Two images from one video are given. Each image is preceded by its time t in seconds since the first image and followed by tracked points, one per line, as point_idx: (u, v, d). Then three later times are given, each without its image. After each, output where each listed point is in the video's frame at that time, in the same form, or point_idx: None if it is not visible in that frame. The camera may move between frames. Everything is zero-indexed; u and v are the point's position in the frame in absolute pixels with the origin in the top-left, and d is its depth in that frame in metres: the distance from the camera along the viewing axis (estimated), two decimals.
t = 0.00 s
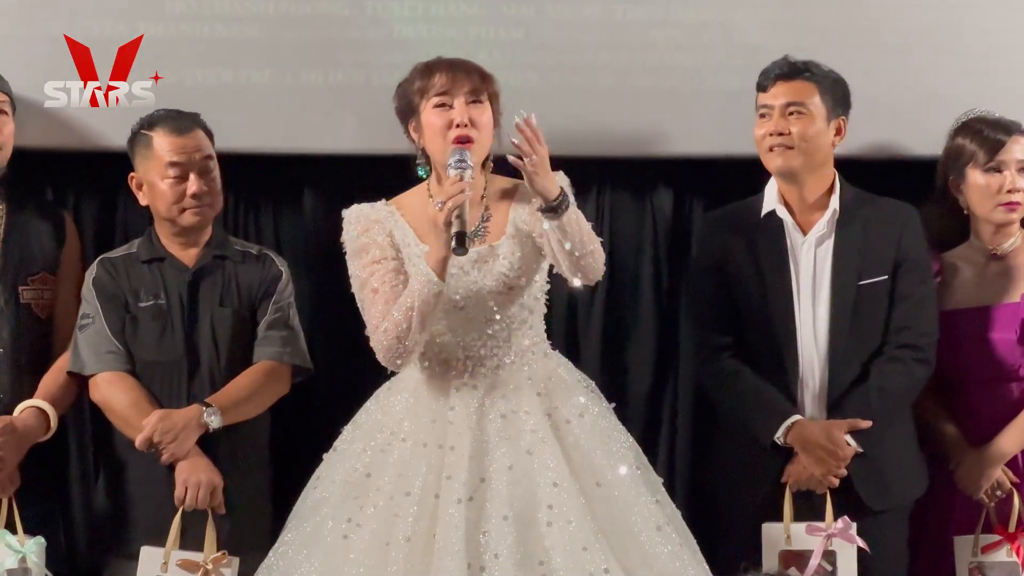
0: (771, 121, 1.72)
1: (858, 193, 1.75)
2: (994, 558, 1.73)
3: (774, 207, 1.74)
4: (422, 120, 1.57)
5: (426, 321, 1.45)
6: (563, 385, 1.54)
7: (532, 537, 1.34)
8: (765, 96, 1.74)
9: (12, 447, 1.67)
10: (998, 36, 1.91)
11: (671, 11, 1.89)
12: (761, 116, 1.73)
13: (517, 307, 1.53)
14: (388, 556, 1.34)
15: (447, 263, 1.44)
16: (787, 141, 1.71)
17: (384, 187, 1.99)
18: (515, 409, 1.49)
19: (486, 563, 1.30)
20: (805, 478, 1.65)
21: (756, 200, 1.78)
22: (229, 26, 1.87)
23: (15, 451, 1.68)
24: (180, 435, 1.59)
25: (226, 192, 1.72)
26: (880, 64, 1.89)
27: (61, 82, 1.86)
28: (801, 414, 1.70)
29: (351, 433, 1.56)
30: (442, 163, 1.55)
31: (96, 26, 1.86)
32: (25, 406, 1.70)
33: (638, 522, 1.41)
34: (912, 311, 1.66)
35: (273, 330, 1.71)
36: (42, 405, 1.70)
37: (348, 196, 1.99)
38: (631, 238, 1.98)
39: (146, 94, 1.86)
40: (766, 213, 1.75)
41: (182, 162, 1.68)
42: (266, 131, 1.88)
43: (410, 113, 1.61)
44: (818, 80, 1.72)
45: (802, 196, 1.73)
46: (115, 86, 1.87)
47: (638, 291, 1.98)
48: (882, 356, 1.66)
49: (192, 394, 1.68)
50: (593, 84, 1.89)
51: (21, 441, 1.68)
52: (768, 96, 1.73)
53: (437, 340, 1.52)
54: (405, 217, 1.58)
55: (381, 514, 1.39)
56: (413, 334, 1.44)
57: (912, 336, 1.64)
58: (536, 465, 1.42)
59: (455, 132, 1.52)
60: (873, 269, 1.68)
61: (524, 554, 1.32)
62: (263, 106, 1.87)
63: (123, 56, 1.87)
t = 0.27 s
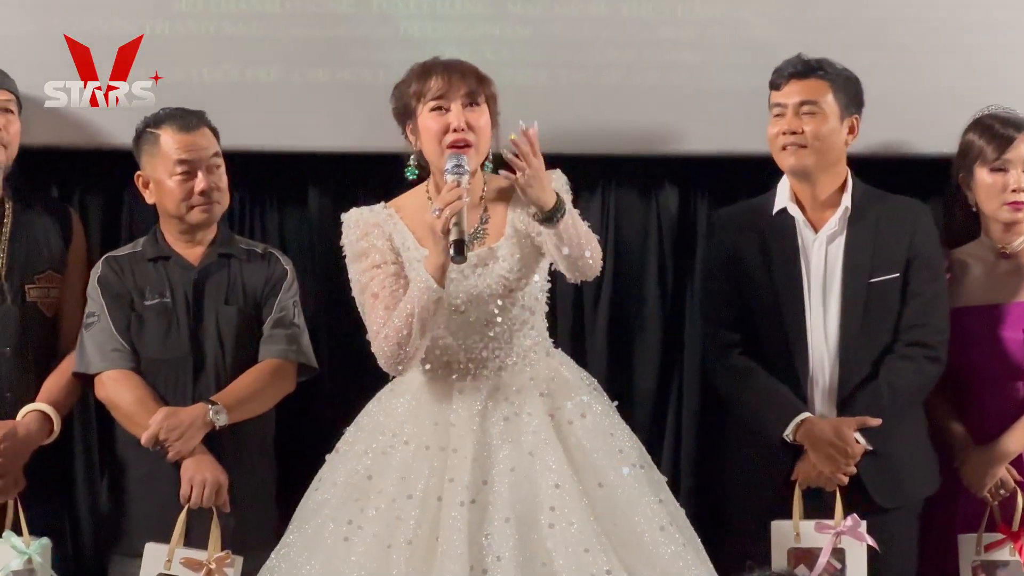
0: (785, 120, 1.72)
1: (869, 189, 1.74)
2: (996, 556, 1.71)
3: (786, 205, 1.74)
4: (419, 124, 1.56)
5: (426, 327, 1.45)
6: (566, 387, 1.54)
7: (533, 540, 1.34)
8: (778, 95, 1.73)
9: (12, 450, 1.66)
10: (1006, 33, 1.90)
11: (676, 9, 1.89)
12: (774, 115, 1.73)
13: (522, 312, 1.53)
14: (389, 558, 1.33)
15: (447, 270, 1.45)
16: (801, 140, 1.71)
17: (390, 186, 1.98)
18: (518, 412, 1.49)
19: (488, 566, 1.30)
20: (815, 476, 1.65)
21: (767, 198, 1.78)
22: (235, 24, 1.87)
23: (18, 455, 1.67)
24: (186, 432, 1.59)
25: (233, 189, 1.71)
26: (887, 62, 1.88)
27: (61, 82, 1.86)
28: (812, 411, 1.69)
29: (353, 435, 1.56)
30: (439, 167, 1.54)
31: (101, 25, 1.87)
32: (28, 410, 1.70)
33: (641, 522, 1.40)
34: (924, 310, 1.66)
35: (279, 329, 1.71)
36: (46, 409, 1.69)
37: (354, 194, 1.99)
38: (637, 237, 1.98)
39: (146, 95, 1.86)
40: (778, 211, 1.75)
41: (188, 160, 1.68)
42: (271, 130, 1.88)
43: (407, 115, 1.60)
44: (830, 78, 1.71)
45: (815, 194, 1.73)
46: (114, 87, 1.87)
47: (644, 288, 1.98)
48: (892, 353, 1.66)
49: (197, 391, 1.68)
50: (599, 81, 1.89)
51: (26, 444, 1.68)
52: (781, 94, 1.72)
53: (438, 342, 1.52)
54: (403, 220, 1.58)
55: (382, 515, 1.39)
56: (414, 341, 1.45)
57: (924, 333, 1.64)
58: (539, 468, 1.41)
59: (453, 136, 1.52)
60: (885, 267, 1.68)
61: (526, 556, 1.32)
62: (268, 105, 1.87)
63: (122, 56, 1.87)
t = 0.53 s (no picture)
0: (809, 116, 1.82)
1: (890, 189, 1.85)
2: (1003, 553, 1.79)
3: (803, 203, 1.85)
4: (427, 119, 1.57)
5: (428, 323, 1.44)
6: (576, 384, 1.54)
7: (542, 536, 1.34)
8: (804, 90, 1.82)
9: (23, 448, 1.77)
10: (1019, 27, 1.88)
11: (684, 6, 1.89)
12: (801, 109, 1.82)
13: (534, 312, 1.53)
14: (397, 552, 1.34)
15: (447, 263, 1.43)
16: (821, 135, 1.82)
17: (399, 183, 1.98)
18: (527, 408, 1.49)
19: (498, 563, 1.30)
20: (825, 475, 1.78)
21: (789, 194, 1.87)
22: (242, 22, 1.88)
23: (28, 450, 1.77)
24: (194, 430, 1.60)
25: (235, 185, 1.72)
26: (897, 58, 1.87)
27: (61, 82, 1.86)
28: (825, 408, 1.80)
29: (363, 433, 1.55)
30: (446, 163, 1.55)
31: (107, 23, 1.87)
32: (37, 404, 1.78)
33: (649, 520, 1.40)
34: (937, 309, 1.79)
35: (286, 327, 1.71)
36: (53, 403, 1.77)
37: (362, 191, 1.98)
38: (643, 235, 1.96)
39: (146, 95, 1.87)
40: (795, 208, 1.86)
41: (189, 157, 1.69)
42: (279, 128, 1.88)
43: (417, 112, 1.61)
44: (854, 76, 1.82)
45: (833, 189, 1.84)
46: (115, 87, 1.87)
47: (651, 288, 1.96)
48: (909, 350, 1.80)
49: (204, 388, 1.69)
50: (605, 79, 1.88)
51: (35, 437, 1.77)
52: (811, 91, 1.81)
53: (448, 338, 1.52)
54: (412, 215, 1.59)
55: (391, 512, 1.40)
56: (417, 336, 1.43)
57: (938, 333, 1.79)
58: (548, 465, 1.41)
59: (460, 133, 1.52)
60: (901, 264, 1.81)
61: (536, 552, 1.32)
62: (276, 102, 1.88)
63: (123, 56, 1.87)
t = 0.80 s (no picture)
0: (838, 114, 1.71)
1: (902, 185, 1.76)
2: (1010, 551, 1.70)
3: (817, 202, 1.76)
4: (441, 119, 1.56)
5: (437, 319, 1.45)
6: (590, 382, 1.53)
7: (552, 530, 1.34)
8: (826, 86, 1.73)
9: (32, 425, 1.67)
10: None
11: (690, 3, 1.88)
12: (825, 107, 1.72)
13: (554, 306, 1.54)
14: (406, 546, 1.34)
15: (451, 259, 1.42)
16: (851, 134, 1.71)
17: (403, 182, 1.98)
18: (539, 404, 1.48)
19: (507, 557, 1.30)
20: (834, 472, 1.67)
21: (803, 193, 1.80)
22: (247, 20, 1.87)
23: (35, 433, 1.68)
24: (198, 428, 1.59)
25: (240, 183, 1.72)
26: (905, 55, 1.86)
27: (61, 82, 1.86)
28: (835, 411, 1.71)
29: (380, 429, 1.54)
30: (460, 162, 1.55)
31: (112, 21, 1.87)
32: (48, 391, 1.71)
33: (662, 517, 1.39)
34: (950, 304, 1.69)
35: (291, 325, 1.71)
36: (67, 392, 1.71)
37: (365, 189, 1.98)
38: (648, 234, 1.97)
39: (146, 95, 1.87)
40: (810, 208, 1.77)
41: (193, 155, 1.68)
42: (284, 125, 1.88)
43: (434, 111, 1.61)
44: (875, 72, 1.72)
45: (850, 187, 1.74)
46: (115, 87, 1.87)
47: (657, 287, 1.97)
48: (919, 349, 1.69)
49: (208, 386, 1.68)
50: (609, 77, 1.88)
51: (41, 426, 1.69)
52: (832, 87, 1.72)
53: (462, 334, 1.53)
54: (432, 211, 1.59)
55: (403, 505, 1.39)
56: (427, 332, 1.45)
57: (950, 331, 1.68)
58: (559, 460, 1.41)
59: (472, 132, 1.52)
60: (913, 263, 1.71)
61: (545, 548, 1.32)
62: (281, 100, 1.88)
63: (123, 56, 1.87)
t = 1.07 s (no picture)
0: (862, 115, 1.76)
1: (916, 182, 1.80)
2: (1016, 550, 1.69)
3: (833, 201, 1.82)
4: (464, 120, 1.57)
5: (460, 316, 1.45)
6: (609, 382, 1.53)
7: (568, 525, 1.34)
8: (849, 87, 1.77)
9: (36, 437, 1.67)
10: None
11: (693, 1, 1.88)
12: (849, 108, 1.76)
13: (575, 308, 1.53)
14: (422, 535, 1.35)
15: (476, 261, 1.41)
16: (874, 135, 1.76)
17: (408, 180, 1.98)
18: (557, 400, 1.48)
19: (523, 551, 1.30)
20: (845, 474, 1.72)
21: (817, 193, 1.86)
22: (250, 19, 1.87)
23: (40, 445, 1.68)
24: (204, 427, 1.59)
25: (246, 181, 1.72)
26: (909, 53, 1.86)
27: (61, 82, 1.87)
28: (846, 407, 1.75)
29: (402, 424, 1.55)
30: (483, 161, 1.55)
31: (115, 20, 1.87)
32: (49, 400, 1.71)
33: (678, 515, 1.39)
34: (961, 305, 1.74)
35: (296, 323, 1.72)
36: (68, 402, 1.71)
37: (369, 188, 1.98)
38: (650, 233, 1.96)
39: (146, 95, 1.87)
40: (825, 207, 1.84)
41: (198, 154, 1.69)
42: (289, 123, 1.88)
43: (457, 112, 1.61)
44: (898, 73, 1.77)
45: (867, 186, 1.79)
46: (115, 87, 1.87)
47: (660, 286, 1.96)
48: (933, 349, 1.74)
49: (214, 385, 1.68)
50: (613, 75, 1.88)
51: (46, 436, 1.69)
52: (856, 88, 1.76)
53: (482, 331, 1.53)
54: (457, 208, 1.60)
55: (420, 499, 1.40)
56: (450, 329, 1.46)
57: (963, 332, 1.74)
58: (576, 456, 1.41)
59: (495, 131, 1.51)
60: (926, 264, 1.75)
61: (560, 542, 1.32)
62: (285, 98, 1.87)
63: (122, 55, 1.87)
